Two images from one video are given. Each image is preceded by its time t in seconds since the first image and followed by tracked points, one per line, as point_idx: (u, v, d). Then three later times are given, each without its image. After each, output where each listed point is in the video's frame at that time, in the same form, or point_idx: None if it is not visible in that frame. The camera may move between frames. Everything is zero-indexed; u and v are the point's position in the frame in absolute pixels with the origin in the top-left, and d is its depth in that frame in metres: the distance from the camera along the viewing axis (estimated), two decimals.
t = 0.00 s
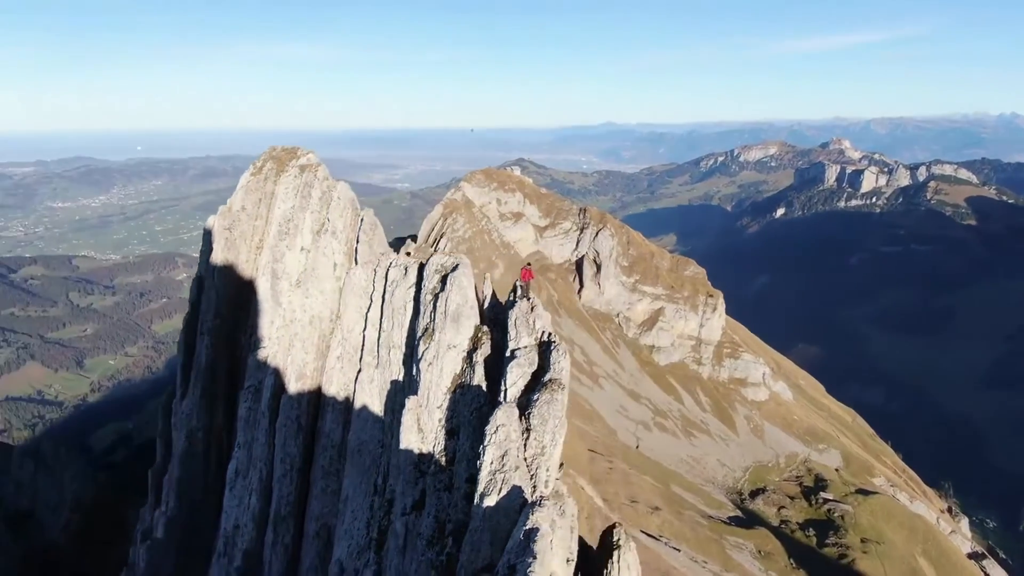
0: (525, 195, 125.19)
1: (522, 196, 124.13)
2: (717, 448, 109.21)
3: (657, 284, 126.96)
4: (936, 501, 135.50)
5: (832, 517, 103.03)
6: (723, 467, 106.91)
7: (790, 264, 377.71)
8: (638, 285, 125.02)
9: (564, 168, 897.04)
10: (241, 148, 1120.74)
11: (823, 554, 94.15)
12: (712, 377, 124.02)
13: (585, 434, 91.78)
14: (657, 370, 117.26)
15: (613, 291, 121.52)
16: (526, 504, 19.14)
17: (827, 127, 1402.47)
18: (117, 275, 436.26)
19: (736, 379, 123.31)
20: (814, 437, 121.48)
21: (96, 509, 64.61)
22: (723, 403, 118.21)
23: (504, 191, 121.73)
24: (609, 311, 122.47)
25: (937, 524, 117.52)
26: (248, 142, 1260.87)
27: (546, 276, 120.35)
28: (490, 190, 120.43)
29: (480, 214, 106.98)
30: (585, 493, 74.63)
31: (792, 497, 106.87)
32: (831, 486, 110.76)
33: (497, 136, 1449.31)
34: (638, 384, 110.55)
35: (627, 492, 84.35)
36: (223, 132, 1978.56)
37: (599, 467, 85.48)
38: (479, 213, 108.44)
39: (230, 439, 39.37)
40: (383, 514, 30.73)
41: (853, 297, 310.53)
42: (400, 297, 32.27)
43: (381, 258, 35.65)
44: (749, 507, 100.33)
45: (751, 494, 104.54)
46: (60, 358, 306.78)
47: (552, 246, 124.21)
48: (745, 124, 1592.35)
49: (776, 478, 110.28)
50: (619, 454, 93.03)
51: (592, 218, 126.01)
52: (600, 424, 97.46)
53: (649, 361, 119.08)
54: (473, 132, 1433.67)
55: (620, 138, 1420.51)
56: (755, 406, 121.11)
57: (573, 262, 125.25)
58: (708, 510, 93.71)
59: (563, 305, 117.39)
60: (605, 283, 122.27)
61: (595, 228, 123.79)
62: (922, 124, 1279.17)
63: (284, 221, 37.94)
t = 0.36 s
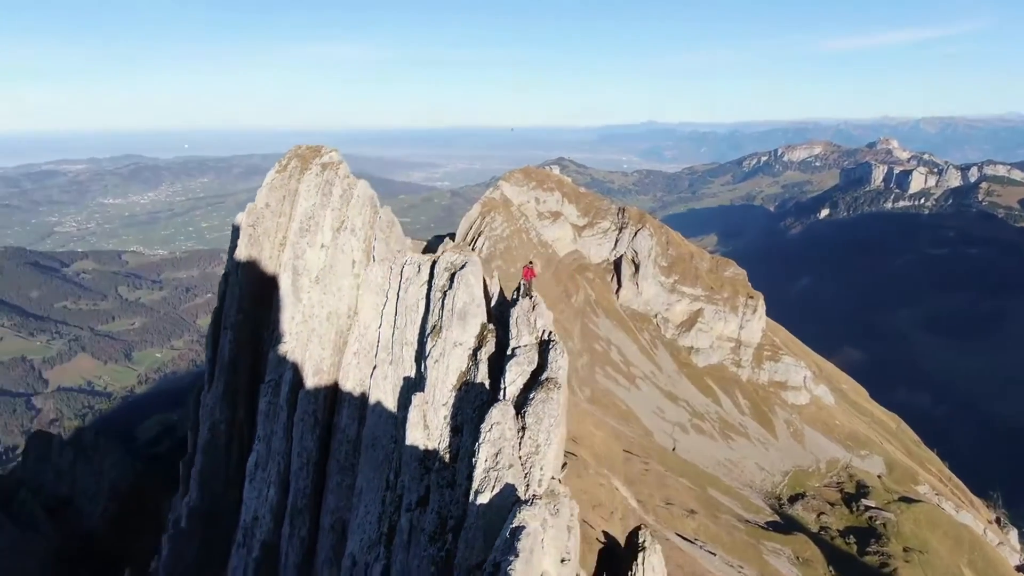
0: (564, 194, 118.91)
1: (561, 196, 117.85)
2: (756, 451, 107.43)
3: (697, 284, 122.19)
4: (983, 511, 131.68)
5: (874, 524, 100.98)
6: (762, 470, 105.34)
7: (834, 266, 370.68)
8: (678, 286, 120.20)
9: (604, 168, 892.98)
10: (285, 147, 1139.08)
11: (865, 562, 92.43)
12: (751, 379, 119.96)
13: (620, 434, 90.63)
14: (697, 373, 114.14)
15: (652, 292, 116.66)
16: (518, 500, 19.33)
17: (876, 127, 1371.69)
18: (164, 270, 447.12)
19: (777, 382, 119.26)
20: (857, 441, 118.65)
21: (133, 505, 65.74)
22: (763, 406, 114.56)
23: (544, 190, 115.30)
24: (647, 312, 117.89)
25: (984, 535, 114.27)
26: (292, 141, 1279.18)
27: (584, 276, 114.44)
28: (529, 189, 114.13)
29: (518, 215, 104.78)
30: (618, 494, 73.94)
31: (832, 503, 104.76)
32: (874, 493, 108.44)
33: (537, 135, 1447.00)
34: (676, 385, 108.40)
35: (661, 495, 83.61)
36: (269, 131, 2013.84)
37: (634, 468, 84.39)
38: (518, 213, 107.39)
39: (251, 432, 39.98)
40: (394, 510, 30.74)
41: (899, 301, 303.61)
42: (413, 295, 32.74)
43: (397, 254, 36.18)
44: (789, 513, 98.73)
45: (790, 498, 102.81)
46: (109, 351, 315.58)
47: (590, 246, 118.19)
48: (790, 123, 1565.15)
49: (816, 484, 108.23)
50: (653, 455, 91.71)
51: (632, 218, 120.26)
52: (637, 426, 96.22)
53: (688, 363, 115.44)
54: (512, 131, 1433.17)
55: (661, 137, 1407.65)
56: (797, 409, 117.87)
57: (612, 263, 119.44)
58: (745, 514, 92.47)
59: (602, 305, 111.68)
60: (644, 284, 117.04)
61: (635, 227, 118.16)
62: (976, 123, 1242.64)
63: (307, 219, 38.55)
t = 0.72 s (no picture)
0: (605, 193, 117.91)
1: (602, 195, 117.05)
2: (797, 456, 105.55)
3: (739, 285, 120.23)
4: None
5: (919, 535, 98.55)
6: (803, 476, 103.53)
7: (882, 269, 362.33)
8: (719, 286, 118.59)
9: (647, 167, 886.49)
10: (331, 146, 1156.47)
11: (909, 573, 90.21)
12: (795, 384, 117.61)
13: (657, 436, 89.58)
14: (737, 376, 112.39)
15: (693, 293, 115.66)
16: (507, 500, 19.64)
17: (929, 127, 1336.11)
18: (212, 265, 458.22)
19: (821, 387, 116.41)
20: (903, 449, 115.58)
21: (171, 496, 67.48)
22: (806, 411, 112.50)
23: (585, 189, 114.55)
24: (689, 312, 116.63)
25: None
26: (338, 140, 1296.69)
27: (624, 276, 113.97)
28: (570, 187, 113.42)
29: (559, 212, 103.01)
30: (656, 495, 72.60)
31: (876, 511, 102.68)
32: (920, 502, 105.75)
33: (580, 134, 1442.49)
34: (715, 388, 107.04)
35: (700, 498, 82.75)
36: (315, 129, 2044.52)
37: (672, 470, 83.28)
38: (559, 210, 105.70)
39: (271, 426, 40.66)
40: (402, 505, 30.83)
41: (950, 306, 295.59)
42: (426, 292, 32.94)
43: (414, 252, 36.34)
44: (830, 520, 96.89)
45: (832, 505, 100.86)
46: (159, 344, 324.13)
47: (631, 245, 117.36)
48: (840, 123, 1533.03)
49: (859, 492, 105.94)
50: (693, 457, 90.22)
51: (674, 217, 118.75)
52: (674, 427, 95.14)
53: (728, 365, 113.95)
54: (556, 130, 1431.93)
55: (706, 137, 1391.07)
56: (840, 415, 115.21)
57: (653, 262, 118.90)
58: (785, 520, 90.96)
59: (642, 306, 110.63)
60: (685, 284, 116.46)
61: (676, 227, 116.94)
62: None
63: (327, 217, 39.05)
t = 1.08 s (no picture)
0: (643, 194, 116.76)
1: (640, 196, 115.88)
2: (837, 463, 103.34)
3: (779, 289, 117.53)
4: None
5: (963, 547, 95.84)
6: (842, 484, 101.56)
7: (929, 274, 353.69)
8: (759, 290, 116.29)
9: (689, 169, 878.29)
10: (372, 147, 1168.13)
11: None
12: (836, 391, 115.41)
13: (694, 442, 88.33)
14: (775, 381, 110.56)
15: (732, 297, 113.85)
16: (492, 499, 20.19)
17: (982, 129, 1299.02)
18: (255, 263, 466.46)
19: (862, 394, 114.24)
20: (948, 459, 112.60)
21: (200, 484, 68.52)
22: (847, 419, 110.18)
23: (623, 190, 113.55)
24: (727, 316, 114.84)
25: None
26: (380, 141, 1309.57)
27: (662, 278, 112.93)
28: (607, 188, 112.63)
29: (597, 213, 102.29)
30: (690, 500, 71.60)
31: (919, 522, 100.14)
32: (964, 514, 102.94)
33: (621, 136, 1435.24)
34: (753, 393, 105.51)
35: (734, 505, 81.58)
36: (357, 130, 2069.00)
37: (707, 475, 82.16)
38: (597, 211, 104.97)
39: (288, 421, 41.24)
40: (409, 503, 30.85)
41: (1000, 313, 287.13)
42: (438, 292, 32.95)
43: (426, 254, 36.20)
44: (869, 530, 94.88)
45: (872, 515, 98.83)
46: (202, 340, 331.17)
47: (669, 248, 116.03)
48: (888, 124, 1499.04)
49: (901, 502, 103.74)
50: (728, 462, 88.87)
51: (713, 219, 117.31)
52: (708, 430, 93.87)
53: (767, 370, 112.14)
54: (596, 132, 1429.17)
55: (749, 138, 1371.94)
56: (883, 422, 112.74)
57: (691, 265, 117.64)
58: (823, 529, 89.02)
59: (680, 308, 109.43)
60: (724, 289, 114.42)
61: (715, 229, 115.33)
62: None
63: (344, 217, 39.29)
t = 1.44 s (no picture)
0: (683, 197, 114.16)
1: (680, 199, 113.45)
2: (880, 474, 100.45)
3: (822, 295, 114.03)
4: None
5: (1011, 563, 92.15)
6: (886, 495, 98.67)
7: (981, 280, 343.99)
8: (802, 295, 112.76)
9: (732, 172, 867.87)
10: (414, 150, 1179.03)
11: None
12: (880, 399, 112.61)
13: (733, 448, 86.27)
14: (818, 389, 107.82)
15: (773, 302, 110.97)
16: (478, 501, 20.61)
17: None
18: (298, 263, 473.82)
19: (908, 403, 111.74)
20: (998, 472, 108.89)
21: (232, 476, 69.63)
22: (892, 428, 107.47)
23: (662, 193, 111.40)
24: (768, 321, 112.62)
25: None
26: (422, 144, 1320.38)
27: (702, 282, 111.33)
28: (647, 191, 110.95)
29: (636, 216, 101.61)
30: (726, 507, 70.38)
31: (966, 536, 96.93)
32: (1014, 530, 98.95)
33: (664, 139, 1425.89)
34: (795, 400, 103.09)
35: (773, 513, 78.40)
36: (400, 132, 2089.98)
37: (745, 482, 79.57)
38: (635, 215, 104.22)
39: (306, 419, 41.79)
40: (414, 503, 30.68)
41: None
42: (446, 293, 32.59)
43: (437, 253, 35.80)
44: (914, 543, 91.56)
45: (916, 528, 95.42)
46: (246, 338, 337.58)
47: (710, 251, 114.17)
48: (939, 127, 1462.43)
49: (947, 515, 100.18)
50: (766, 468, 86.24)
51: (754, 223, 114.28)
52: (747, 436, 91.88)
53: (809, 376, 109.45)
54: (639, 134, 1421.60)
55: (795, 141, 1349.69)
56: (929, 433, 109.90)
57: (732, 269, 115.56)
58: (866, 540, 85.50)
59: (719, 313, 107.69)
60: (766, 293, 111.55)
61: (756, 233, 112.81)
62: None
63: (362, 219, 39.98)
